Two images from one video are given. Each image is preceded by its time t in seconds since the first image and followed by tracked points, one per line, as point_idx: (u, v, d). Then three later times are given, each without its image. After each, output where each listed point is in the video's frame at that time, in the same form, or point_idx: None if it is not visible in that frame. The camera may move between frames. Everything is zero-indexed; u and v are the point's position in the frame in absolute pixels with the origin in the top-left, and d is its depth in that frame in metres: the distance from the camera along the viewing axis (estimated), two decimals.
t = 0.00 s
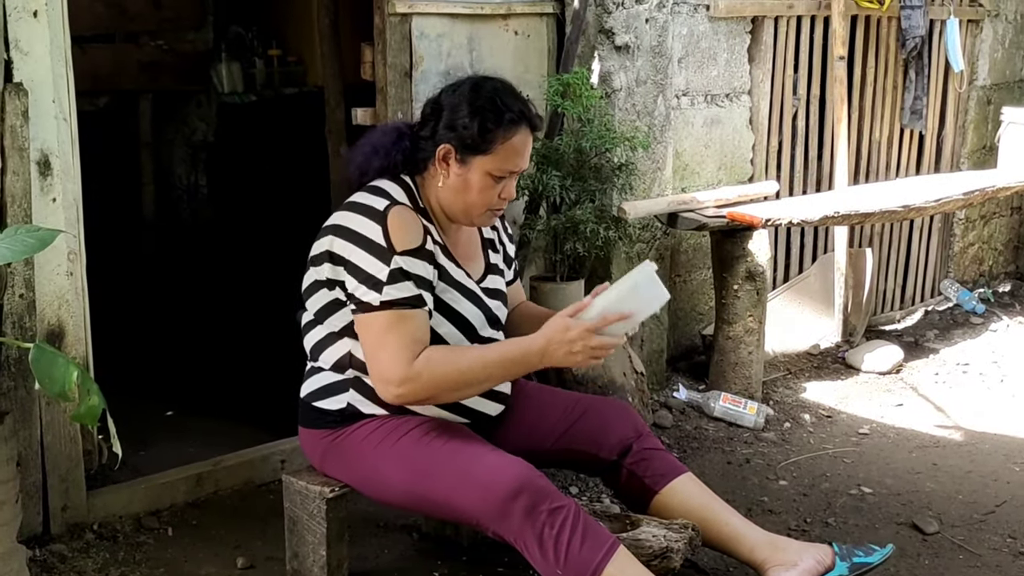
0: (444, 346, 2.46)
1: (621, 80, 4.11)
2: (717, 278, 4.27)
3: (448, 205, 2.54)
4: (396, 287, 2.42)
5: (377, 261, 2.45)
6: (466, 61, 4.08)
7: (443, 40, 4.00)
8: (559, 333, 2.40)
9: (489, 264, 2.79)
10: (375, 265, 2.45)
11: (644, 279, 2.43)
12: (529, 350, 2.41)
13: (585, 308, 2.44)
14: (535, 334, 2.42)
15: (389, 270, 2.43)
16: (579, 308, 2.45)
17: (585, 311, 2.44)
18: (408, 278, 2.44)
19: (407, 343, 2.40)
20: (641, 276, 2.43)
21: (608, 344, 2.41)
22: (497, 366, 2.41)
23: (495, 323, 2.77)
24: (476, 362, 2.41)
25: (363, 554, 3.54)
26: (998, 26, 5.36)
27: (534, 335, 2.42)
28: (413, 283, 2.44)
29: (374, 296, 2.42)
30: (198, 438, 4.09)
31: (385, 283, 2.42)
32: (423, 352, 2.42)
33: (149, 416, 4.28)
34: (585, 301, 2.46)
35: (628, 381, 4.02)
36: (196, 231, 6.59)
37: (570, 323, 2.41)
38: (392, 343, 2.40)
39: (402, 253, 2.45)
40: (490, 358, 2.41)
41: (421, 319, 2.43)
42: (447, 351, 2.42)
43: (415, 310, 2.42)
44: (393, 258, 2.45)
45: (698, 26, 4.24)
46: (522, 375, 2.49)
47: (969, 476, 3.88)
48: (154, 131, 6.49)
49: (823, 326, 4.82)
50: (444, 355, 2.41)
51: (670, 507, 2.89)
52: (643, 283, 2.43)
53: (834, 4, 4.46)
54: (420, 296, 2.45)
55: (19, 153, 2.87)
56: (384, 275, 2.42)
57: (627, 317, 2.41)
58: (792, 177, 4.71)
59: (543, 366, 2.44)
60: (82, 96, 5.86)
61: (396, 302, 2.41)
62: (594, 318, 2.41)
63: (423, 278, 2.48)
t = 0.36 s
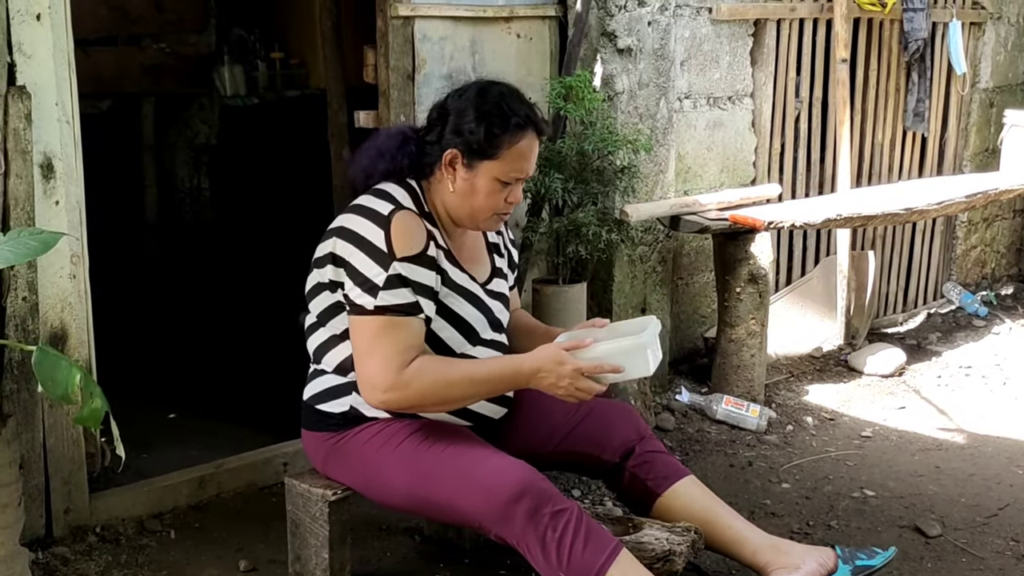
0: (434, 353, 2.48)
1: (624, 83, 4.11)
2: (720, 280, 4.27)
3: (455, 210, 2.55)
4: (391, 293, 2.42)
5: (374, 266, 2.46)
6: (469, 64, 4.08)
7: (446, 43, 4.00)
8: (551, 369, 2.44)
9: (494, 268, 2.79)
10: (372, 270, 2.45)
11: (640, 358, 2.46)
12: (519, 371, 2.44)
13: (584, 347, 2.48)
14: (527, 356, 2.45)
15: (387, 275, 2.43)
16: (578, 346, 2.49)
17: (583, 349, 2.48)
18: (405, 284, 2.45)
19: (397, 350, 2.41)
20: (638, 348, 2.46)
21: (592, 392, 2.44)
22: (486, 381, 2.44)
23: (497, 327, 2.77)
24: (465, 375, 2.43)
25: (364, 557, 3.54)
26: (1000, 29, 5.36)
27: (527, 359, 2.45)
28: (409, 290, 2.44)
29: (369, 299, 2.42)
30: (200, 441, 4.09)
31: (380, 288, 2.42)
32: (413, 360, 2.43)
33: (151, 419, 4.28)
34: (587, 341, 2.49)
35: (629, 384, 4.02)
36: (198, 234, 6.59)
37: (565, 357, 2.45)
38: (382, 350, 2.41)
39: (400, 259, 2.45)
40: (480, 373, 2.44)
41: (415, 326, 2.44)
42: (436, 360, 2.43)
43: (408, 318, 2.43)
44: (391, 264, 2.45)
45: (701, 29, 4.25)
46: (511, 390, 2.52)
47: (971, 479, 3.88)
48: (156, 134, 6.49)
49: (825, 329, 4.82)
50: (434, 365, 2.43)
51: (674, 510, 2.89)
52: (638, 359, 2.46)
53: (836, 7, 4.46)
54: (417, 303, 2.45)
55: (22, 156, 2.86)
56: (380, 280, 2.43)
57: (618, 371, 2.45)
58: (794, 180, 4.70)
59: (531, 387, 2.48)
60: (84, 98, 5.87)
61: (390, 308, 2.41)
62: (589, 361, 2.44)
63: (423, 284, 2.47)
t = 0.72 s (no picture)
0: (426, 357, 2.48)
1: (623, 87, 4.10)
2: (719, 285, 4.27)
3: (453, 217, 2.53)
4: (386, 299, 2.41)
5: (370, 272, 2.45)
6: (468, 68, 4.09)
7: (445, 48, 4.00)
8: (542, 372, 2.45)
9: (492, 273, 2.79)
10: (368, 276, 2.45)
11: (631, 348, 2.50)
12: (510, 367, 2.43)
13: (574, 340, 2.49)
14: (518, 352, 2.45)
15: (382, 281, 2.43)
16: (567, 339, 2.49)
17: (574, 341, 2.49)
18: (401, 290, 2.43)
19: (391, 355, 2.41)
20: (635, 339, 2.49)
21: (586, 384, 2.45)
22: (478, 380, 2.43)
23: (495, 333, 2.77)
24: (457, 376, 2.43)
25: (363, 562, 3.54)
26: (1000, 33, 5.36)
27: (517, 354, 2.44)
28: (405, 296, 2.43)
29: (363, 305, 2.42)
30: (199, 445, 4.09)
31: (374, 294, 2.42)
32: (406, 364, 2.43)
33: (151, 423, 4.28)
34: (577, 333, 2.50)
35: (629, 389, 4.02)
36: (199, 238, 6.59)
37: (556, 351, 2.45)
38: (376, 356, 2.41)
39: (396, 266, 2.44)
40: (473, 374, 2.43)
41: (411, 333, 2.43)
42: (429, 364, 2.43)
43: (404, 325, 2.42)
44: (387, 270, 2.44)
45: (700, 33, 4.25)
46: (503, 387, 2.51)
47: (971, 484, 3.88)
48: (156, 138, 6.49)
49: (824, 333, 4.81)
50: (426, 368, 2.42)
51: (673, 515, 2.89)
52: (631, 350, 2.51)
53: (836, 12, 4.45)
54: (412, 309, 2.44)
55: (21, 160, 2.86)
56: (375, 287, 2.42)
57: (610, 363, 2.47)
58: (794, 184, 4.70)
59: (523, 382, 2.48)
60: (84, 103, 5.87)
61: (385, 314, 2.40)
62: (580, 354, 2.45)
63: (419, 290, 2.47)
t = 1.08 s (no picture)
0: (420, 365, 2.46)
1: (619, 96, 4.10)
2: (715, 293, 4.26)
3: (450, 227, 2.53)
4: (381, 308, 2.39)
5: (365, 281, 2.43)
6: (464, 76, 4.09)
7: (441, 56, 4.01)
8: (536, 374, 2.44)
9: (488, 282, 2.78)
10: (362, 285, 2.43)
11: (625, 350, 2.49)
12: (505, 373, 2.43)
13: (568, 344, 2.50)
14: (511, 357, 2.45)
15: (377, 290, 2.41)
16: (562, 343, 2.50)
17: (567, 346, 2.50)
18: (396, 300, 2.41)
19: (386, 363, 2.38)
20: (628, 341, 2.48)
21: (580, 388, 2.45)
22: (473, 388, 2.42)
23: (491, 342, 2.75)
24: (452, 384, 2.41)
25: (356, 570, 3.53)
26: (997, 42, 5.37)
27: (512, 359, 2.44)
28: (400, 306, 2.41)
29: (358, 314, 2.40)
30: (195, 453, 4.09)
31: (370, 303, 2.40)
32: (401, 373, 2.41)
33: (146, 430, 4.28)
34: (570, 338, 2.51)
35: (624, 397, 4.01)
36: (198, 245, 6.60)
37: (550, 356, 2.45)
38: (371, 364, 2.38)
39: (392, 275, 2.42)
40: (468, 381, 2.42)
41: (406, 342, 2.41)
42: (424, 371, 2.41)
43: (399, 334, 2.40)
44: (382, 279, 2.42)
45: (696, 42, 4.25)
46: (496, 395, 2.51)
47: (967, 492, 3.86)
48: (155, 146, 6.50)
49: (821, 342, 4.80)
50: (421, 376, 2.40)
51: (667, 524, 2.86)
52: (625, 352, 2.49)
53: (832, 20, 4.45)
54: (408, 318, 2.42)
55: (14, 168, 2.87)
56: (370, 296, 2.40)
57: (604, 366, 2.47)
58: (790, 193, 4.69)
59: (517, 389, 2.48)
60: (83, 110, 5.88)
61: (380, 323, 2.38)
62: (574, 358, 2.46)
63: (414, 300, 2.44)
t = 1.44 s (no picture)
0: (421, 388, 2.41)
1: (589, 101, 4.13)
2: (684, 298, 4.27)
3: (423, 239, 2.45)
4: (369, 313, 2.33)
5: (349, 288, 2.36)
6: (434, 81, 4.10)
7: (411, 61, 4.01)
8: (542, 429, 2.42)
9: (466, 292, 2.70)
10: (347, 292, 2.36)
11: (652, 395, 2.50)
12: (512, 422, 2.40)
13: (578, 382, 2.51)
14: (521, 407, 2.42)
15: (363, 296, 2.35)
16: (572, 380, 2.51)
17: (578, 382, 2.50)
18: (382, 305, 2.36)
19: (380, 373, 2.33)
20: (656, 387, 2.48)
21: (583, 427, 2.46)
22: (475, 427, 2.39)
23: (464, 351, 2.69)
24: (454, 416, 2.37)
25: None
26: (965, 50, 5.42)
27: (521, 409, 2.42)
28: (387, 311, 2.36)
29: (348, 323, 2.33)
30: (167, 459, 4.06)
31: (357, 310, 2.33)
32: (397, 386, 2.35)
33: (114, 437, 4.25)
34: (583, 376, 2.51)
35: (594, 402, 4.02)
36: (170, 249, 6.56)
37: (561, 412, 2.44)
38: (364, 373, 2.32)
39: (374, 280, 2.36)
40: (471, 419, 2.38)
41: (395, 348, 2.36)
42: (424, 396, 2.36)
43: (389, 339, 2.35)
44: (366, 285, 2.36)
45: (666, 48, 4.26)
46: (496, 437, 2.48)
47: (934, 497, 3.88)
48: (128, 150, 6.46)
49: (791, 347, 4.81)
50: (421, 398, 2.36)
51: (635, 530, 2.85)
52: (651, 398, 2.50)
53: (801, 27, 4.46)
54: (394, 324, 2.37)
55: None
56: (357, 302, 2.34)
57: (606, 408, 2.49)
58: (760, 199, 4.71)
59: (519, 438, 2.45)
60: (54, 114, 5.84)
61: (371, 329, 2.33)
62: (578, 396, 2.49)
63: (396, 305, 2.40)
